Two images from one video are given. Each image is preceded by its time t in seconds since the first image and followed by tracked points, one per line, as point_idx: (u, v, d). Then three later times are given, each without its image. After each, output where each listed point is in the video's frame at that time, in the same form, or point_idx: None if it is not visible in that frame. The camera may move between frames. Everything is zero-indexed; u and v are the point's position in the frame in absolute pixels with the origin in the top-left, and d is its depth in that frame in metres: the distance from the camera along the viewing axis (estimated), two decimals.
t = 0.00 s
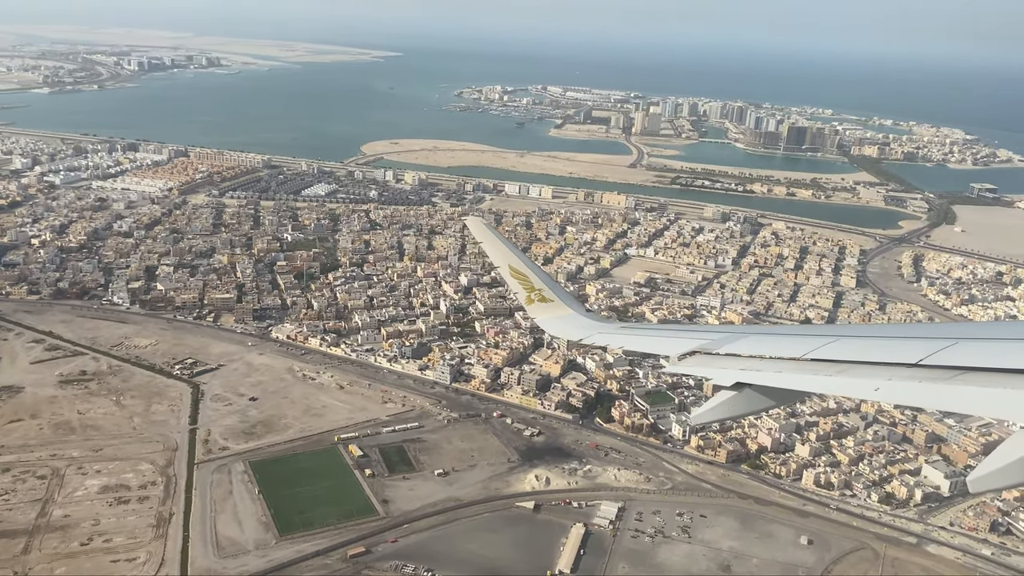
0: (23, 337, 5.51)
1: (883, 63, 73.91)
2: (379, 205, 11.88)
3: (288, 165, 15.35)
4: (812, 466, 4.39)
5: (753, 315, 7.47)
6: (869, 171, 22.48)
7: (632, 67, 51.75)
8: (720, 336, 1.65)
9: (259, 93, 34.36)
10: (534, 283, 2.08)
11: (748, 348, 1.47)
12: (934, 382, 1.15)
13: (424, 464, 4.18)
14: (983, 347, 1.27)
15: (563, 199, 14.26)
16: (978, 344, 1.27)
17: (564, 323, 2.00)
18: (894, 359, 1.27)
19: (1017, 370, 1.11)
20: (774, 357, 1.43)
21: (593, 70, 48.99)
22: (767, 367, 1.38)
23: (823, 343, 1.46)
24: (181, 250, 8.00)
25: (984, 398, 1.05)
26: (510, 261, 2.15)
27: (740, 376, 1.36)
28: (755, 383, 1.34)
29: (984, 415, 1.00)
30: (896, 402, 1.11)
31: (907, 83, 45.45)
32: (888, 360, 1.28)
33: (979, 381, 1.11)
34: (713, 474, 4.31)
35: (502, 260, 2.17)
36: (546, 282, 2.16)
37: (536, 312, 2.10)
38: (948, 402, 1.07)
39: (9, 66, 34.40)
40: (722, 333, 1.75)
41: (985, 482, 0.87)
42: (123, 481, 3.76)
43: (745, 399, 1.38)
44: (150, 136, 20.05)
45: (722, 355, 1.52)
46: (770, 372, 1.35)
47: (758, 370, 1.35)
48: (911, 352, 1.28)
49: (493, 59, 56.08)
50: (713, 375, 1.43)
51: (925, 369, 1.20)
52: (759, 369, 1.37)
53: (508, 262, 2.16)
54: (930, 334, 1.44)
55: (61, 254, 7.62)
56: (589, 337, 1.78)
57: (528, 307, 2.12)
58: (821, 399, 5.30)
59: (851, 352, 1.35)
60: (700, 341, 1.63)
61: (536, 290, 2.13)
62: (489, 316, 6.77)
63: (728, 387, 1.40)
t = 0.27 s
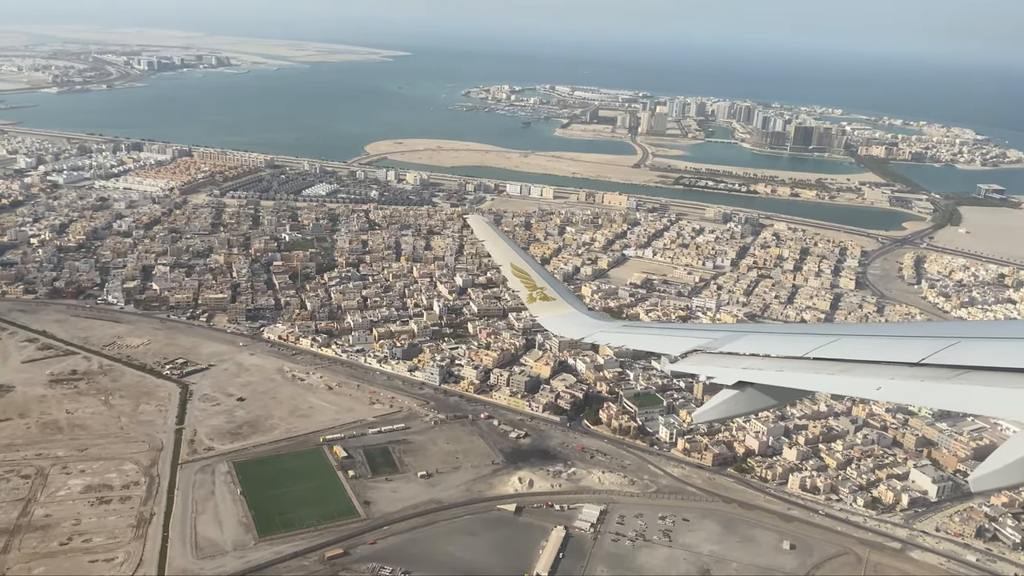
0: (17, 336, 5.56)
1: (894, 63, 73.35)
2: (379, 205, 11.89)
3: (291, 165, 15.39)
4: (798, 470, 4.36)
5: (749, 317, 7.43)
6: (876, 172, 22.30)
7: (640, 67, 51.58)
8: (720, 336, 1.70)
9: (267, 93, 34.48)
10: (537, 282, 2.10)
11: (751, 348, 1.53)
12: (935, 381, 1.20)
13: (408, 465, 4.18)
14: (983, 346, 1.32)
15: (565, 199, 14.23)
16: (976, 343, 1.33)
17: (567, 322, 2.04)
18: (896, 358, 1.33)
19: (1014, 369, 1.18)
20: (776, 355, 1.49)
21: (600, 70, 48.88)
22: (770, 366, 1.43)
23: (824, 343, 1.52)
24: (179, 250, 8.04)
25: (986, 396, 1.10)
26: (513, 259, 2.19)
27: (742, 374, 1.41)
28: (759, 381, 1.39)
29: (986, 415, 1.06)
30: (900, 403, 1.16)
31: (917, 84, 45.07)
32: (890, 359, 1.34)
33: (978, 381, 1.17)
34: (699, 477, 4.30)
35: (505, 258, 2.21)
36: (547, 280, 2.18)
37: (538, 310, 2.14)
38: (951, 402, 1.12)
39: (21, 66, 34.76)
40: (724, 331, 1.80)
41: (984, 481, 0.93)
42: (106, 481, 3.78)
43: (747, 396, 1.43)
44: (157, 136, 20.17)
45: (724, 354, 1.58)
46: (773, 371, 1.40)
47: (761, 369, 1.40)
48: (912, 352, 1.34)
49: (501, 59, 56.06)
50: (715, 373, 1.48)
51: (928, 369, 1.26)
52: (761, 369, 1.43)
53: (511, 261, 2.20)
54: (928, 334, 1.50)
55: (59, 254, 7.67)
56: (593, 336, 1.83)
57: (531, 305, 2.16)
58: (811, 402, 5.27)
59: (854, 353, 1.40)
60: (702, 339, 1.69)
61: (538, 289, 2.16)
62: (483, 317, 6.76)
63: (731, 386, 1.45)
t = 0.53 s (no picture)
0: (9, 335, 5.60)
1: (904, 60, 72.70)
2: (378, 205, 11.91)
3: (293, 164, 15.44)
4: (783, 473, 4.34)
5: (744, 318, 7.40)
6: (882, 172, 22.18)
7: (647, 66, 51.48)
8: (723, 334, 1.72)
9: (273, 92, 34.61)
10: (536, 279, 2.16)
11: (752, 345, 1.54)
12: (937, 380, 1.21)
13: (391, 466, 4.18)
14: (983, 345, 1.34)
15: (565, 199, 14.20)
16: (979, 342, 1.34)
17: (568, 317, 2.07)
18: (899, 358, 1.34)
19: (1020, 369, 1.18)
20: (778, 354, 1.50)
21: (606, 69, 48.81)
22: (770, 364, 1.44)
23: (825, 340, 1.54)
24: (175, 249, 8.08)
25: (986, 397, 1.11)
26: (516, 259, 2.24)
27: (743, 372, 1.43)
28: (759, 379, 1.40)
29: (989, 413, 1.06)
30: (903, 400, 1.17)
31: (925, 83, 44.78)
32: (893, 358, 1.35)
33: (980, 380, 1.18)
34: (683, 479, 4.28)
35: (508, 258, 2.26)
36: (550, 282, 2.24)
37: (539, 306, 2.17)
38: (953, 400, 1.13)
39: (31, 66, 35.06)
40: (725, 329, 1.82)
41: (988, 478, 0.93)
42: (89, 480, 3.80)
43: (748, 396, 1.45)
44: (162, 135, 20.29)
45: (725, 352, 1.59)
46: (773, 370, 1.42)
47: (760, 368, 1.42)
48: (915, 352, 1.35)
49: (507, 58, 56.05)
50: (717, 371, 1.49)
51: (930, 368, 1.27)
52: (760, 367, 1.44)
53: (512, 261, 2.26)
54: (931, 331, 1.52)
55: (56, 253, 7.73)
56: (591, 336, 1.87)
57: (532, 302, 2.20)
58: (801, 405, 5.24)
59: (853, 352, 1.41)
60: (705, 338, 1.70)
61: (539, 289, 2.21)
62: (475, 317, 6.76)
63: (731, 383, 1.47)
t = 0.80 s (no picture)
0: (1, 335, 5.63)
1: (914, 58, 72.10)
2: (377, 204, 11.91)
3: (293, 164, 15.46)
4: (768, 476, 4.31)
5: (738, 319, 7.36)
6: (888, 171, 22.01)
7: (654, 65, 51.32)
8: (724, 332, 1.79)
9: (278, 91, 34.69)
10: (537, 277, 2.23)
11: (754, 346, 1.61)
12: (937, 377, 1.28)
13: (374, 467, 4.18)
14: (983, 343, 1.40)
15: (565, 198, 14.17)
16: (977, 340, 1.40)
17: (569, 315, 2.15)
18: (900, 356, 1.41)
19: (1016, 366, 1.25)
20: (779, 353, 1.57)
21: (612, 67, 48.65)
22: (772, 362, 1.51)
23: (825, 339, 1.61)
24: (171, 249, 8.11)
25: (984, 392, 1.17)
26: (516, 257, 2.30)
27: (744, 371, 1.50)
28: (760, 378, 1.48)
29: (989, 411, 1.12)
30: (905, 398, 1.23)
31: (933, 81, 44.41)
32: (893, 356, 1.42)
33: (981, 378, 1.24)
34: (667, 481, 4.27)
35: (507, 256, 2.32)
36: (549, 278, 2.31)
37: (539, 305, 2.23)
38: (955, 399, 1.19)
39: (39, 65, 35.25)
40: (727, 328, 1.89)
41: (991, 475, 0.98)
42: (71, 480, 3.82)
43: (749, 393, 1.52)
44: (166, 134, 20.38)
45: (727, 351, 1.66)
46: (774, 369, 1.49)
47: (762, 367, 1.49)
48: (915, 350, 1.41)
49: (513, 57, 55.97)
50: (719, 370, 1.56)
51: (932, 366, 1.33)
52: (763, 366, 1.51)
53: (513, 259, 2.31)
54: (930, 330, 1.58)
55: (53, 252, 7.77)
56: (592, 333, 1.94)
57: (532, 301, 2.26)
58: (789, 406, 5.21)
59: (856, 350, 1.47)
60: (705, 336, 1.78)
61: (539, 286, 2.28)
62: (467, 317, 6.75)
63: (733, 382, 1.53)
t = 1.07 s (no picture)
0: None
1: (923, 56, 71.60)
2: (375, 204, 11.92)
3: (294, 163, 15.50)
4: (751, 478, 4.29)
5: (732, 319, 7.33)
6: (892, 170, 21.87)
7: (659, 64, 51.14)
8: (724, 328, 1.79)
9: (283, 90, 34.76)
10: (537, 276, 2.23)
11: (755, 343, 1.62)
12: (937, 375, 1.29)
13: (356, 467, 4.18)
14: (983, 340, 1.42)
15: (564, 198, 14.14)
16: (976, 336, 1.42)
17: (570, 314, 2.13)
18: (901, 353, 1.42)
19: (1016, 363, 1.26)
20: (780, 351, 1.58)
21: (618, 66, 48.52)
22: (771, 360, 1.52)
23: (825, 335, 1.61)
24: (166, 248, 8.14)
25: (985, 391, 1.19)
26: (516, 255, 2.30)
27: (745, 369, 1.51)
28: (760, 376, 1.48)
29: (991, 409, 1.14)
30: (907, 396, 1.24)
31: (941, 79, 44.09)
32: (894, 353, 1.43)
33: (981, 375, 1.25)
34: (650, 483, 4.25)
35: (508, 254, 2.33)
36: (552, 277, 2.30)
37: (541, 304, 2.22)
38: (957, 397, 1.20)
39: (47, 65, 35.46)
40: (724, 325, 1.90)
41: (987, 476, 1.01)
42: (54, 479, 3.85)
43: (750, 391, 1.53)
44: (170, 134, 20.47)
45: (727, 348, 1.66)
46: (773, 366, 1.49)
47: (761, 364, 1.50)
48: (915, 346, 1.43)
49: (519, 56, 55.89)
50: (718, 368, 1.57)
51: (932, 364, 1.35)
52: (763, 363, 1.52)
53: (513, 257, 2.31)
54: (929, 326, 1.60)
55: (49, 251, 7.82)
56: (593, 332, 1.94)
57: (533, 300, 2.26)
58: (778, 408, 5.18)
59: (858, 347, 1.49)
60: (704, 333, 1.78)
61: (541, 284, 2.28)
62: (459, 318, 6.74)
63: (732, 381, 1.54)
